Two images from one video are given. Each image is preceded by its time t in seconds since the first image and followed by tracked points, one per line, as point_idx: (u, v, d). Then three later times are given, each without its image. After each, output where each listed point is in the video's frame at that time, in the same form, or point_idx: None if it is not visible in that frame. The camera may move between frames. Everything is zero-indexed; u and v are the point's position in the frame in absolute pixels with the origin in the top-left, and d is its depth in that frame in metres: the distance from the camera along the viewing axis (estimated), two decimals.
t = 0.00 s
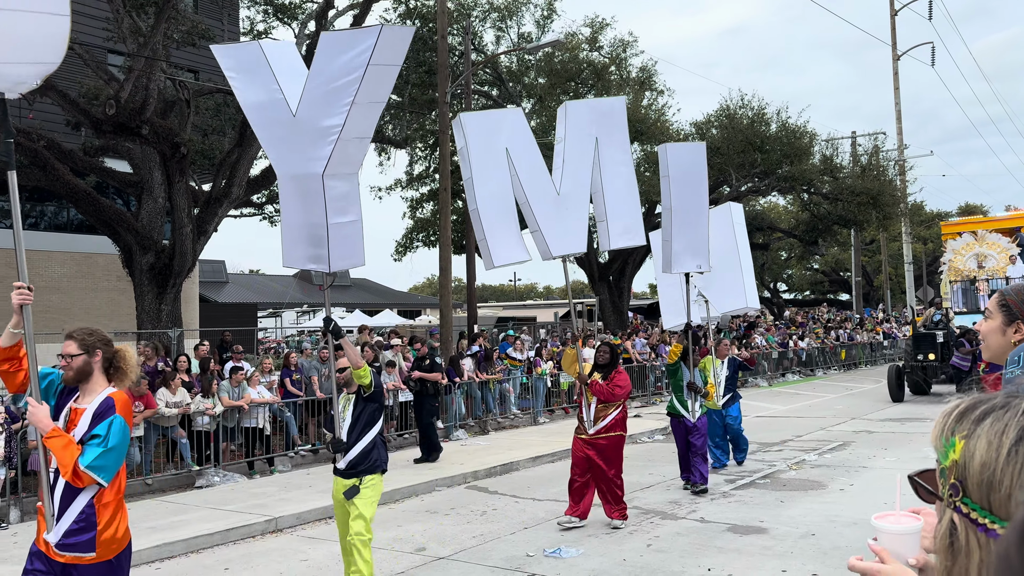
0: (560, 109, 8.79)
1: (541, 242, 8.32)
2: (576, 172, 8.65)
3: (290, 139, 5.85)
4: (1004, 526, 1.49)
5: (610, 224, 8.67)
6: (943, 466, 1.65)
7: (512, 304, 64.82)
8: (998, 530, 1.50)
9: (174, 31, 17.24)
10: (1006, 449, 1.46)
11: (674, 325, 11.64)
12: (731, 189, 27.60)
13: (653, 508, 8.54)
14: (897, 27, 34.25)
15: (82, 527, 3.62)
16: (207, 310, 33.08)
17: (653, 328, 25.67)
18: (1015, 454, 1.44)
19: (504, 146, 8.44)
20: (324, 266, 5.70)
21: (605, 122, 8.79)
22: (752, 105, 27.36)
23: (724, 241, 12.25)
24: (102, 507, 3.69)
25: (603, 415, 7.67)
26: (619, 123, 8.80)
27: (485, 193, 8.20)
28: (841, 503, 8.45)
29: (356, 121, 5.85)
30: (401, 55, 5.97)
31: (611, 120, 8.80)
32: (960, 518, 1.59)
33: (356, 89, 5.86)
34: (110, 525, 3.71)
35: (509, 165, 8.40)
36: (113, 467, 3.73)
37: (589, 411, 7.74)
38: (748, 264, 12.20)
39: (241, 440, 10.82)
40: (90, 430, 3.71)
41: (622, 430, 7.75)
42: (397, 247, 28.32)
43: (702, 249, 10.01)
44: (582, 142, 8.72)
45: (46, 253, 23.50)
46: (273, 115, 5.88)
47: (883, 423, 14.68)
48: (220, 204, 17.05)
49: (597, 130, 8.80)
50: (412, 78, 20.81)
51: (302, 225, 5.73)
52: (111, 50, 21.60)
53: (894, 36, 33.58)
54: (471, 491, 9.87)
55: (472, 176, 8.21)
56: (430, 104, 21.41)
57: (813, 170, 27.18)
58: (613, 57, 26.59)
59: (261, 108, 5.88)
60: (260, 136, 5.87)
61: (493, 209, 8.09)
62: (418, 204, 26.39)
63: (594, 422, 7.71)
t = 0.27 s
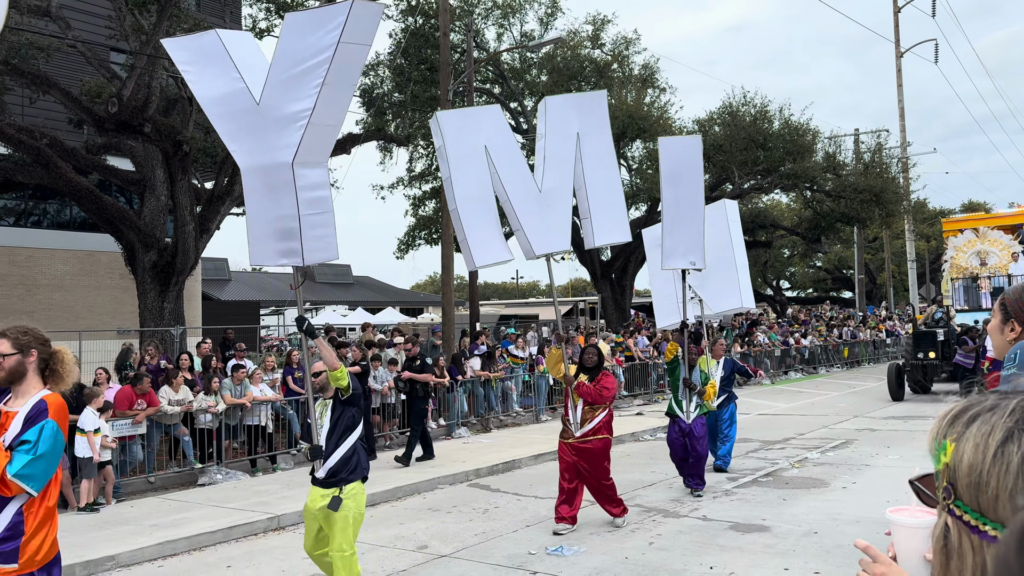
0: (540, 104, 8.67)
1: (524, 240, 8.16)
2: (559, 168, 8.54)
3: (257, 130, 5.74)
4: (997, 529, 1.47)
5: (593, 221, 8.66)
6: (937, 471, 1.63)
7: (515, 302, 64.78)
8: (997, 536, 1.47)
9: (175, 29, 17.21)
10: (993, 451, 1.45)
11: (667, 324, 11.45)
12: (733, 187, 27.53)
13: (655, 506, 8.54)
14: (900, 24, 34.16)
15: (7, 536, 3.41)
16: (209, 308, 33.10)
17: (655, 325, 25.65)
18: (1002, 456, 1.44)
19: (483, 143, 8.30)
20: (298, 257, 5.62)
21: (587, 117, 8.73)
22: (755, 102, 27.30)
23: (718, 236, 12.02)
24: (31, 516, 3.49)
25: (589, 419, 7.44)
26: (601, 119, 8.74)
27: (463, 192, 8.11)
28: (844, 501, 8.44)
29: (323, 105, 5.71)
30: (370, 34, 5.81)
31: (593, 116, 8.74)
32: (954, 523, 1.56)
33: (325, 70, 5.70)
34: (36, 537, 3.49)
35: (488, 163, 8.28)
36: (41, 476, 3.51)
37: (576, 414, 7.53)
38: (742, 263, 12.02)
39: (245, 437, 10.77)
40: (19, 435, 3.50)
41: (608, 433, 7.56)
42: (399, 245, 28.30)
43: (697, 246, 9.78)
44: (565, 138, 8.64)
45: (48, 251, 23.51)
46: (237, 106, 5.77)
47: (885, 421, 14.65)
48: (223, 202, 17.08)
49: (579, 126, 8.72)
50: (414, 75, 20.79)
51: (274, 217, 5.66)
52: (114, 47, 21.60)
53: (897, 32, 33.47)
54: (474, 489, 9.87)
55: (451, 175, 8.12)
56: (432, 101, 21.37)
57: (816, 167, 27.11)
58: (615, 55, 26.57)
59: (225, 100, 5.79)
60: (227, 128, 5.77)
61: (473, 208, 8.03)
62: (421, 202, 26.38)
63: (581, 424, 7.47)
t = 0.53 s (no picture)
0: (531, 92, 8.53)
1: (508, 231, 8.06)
2: (548, 157, 8.35)
3: (212, 116, 5.73)
4: (994, 527, 1.46)
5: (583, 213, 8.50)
6: (937, 471, 1.63)
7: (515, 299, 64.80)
8: (1010, 541, 1.44)
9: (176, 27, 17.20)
10: (987, 448, 1.45)
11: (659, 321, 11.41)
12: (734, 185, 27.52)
13: (656, 503, 8.54)
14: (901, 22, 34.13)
15: None
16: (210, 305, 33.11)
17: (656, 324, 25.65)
18: (994, 454, 1.44)
19: (470, 131, 8.29)
20: (259, 243, 5.59)
21: (580, 106, 8.56)
22: (756, 100, 27.26)
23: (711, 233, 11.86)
24: None
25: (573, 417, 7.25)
26: (594, 108, 8.58)
27: (450, 182, 8.10)
28: (844, 498, 8.44)
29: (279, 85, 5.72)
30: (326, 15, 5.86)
31: (585, 104, 8.58)
32: (952, 521, 1.55)
33: (284, 48, 5.75)
34: None
35: (476, 151, 8.24)
36: None
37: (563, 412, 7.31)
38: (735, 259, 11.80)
39: (246, 435, 10.78)
40: None
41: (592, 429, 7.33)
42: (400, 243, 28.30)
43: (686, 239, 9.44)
44: (556, 127, 8.48)
45: (49, 249, 23.49)
46: (190, 93, 5.76)
47: (886, 419, 14.64)
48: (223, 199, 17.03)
49: (571, 116, 8.55)
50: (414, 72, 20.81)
51: (233, 204, 5.62)
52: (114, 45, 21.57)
53: (898, 30, 33.44)
54: (474, 487, 9.88)
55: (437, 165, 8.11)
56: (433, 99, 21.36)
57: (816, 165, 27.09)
58: (616, 52, 26.59)
59: (179, 87, 5.79)
60: (181, 116, 5.76)
61: (459, 199, 8.05)
62: (422, 199, 26.39)
63: (568, 421, 7.25)
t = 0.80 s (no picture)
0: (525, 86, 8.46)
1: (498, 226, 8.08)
2: (542, 153, 8.31)
3: (156, 104, 5.73)
4: (988, 523, 1.45)
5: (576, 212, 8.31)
6: (931, 468, 1.64)
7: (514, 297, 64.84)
8: (1017, 542, 1.41)
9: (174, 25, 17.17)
10: (979, 445, 1.46)
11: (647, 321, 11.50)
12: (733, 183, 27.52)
13: (654, 501, 8.55)
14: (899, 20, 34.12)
15: None
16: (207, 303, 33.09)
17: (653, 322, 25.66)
18: (987, 450, 1.45)
19: (464, 123, 8.27)
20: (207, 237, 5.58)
21: (574, 101, 8.49)
22: (754, 98, 27.24)
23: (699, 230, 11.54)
24: None
25: (560, 417, 7.20)
26: (589, 103, 8.51)
27: (441, 174, 8.08)
28: (842, 496, 8.45)
29: (225, 74, 5.79)
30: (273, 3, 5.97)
31: (579, 99, 8.50)
32: (947, 517, 1.54)
33: (230, 35, 5.82)
34: None
35: (467, 142, 8.24)
36: None
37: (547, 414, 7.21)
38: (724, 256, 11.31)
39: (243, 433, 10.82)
40: None
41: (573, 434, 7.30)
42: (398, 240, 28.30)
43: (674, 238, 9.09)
44: (550, 121, 8.40)
45: (46, 246, 23.44)
46: (131, 79, 5.73)
47: (884, 417, 14.66)
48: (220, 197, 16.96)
49: (566, 110, 8.47)
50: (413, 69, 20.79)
51: (180, 196, 5.63)
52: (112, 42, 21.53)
53: (897, 28, 33.43)
54: (472, 484, 9.88)
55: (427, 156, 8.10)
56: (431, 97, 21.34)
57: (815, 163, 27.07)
58: (615, 50, 26.59)
59: (121, 73, 5.75)
60: (123, 103, 5.72)
61: (447, 193, 8.05)
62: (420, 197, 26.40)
63: (552, 424, 7.18)
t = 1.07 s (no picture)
0: (515, 72, 8.39)
1: (484, 218, 8.07)
2: (530, 144, 8.30)
3: (93, 92, 5.76)
4: (970, 520, 1.45)
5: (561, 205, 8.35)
6: (917, 466, 1.65)
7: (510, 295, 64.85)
8: (997, 538, 1.41)
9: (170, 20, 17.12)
10: (962, 441, 1.47)
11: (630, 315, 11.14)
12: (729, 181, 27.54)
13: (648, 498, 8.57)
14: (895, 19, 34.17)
15: None
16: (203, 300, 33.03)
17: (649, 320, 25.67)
18: (968, 447, 1.45)
19: (453, 109, 8.23)
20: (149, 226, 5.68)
21: (564, 91, 8.46)
22: (750, 96, 27.24)
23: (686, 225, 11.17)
24: None
25: (536, 416, 7.01)
26: (579, 95, 8.49)
27: (427, 160, 8.05)
28: (836, 493, 8.48)
29: (159, 58, 5.84)
30: None
31: (569, 91, 8.49)
32: (933, 515, 1.54)
33: (166, 21, 5.87)
34: None
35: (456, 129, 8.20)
36: None
37: (523, 413, 7.05)
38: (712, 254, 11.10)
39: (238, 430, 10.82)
40: None
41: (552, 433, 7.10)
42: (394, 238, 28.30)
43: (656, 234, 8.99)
44: (540, 112, 8.38)
45: (40, 242, 23.37)
46: (66, 65, 5.74)
47: (878, 415, 14.70)
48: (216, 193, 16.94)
49: (557, 101, 8.46)
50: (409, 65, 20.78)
51: (120, 185, 5.69)
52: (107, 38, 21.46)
53: (893, 27, 33.46)
54: (467, 481, 9.89)
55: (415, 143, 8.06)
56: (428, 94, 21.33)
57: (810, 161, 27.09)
58: (612, 47, 26.55)
59: (58, 60, 5.76)
60: (60, 90, 5.74)
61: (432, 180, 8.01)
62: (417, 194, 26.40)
63: (528, 423, 7.00)
